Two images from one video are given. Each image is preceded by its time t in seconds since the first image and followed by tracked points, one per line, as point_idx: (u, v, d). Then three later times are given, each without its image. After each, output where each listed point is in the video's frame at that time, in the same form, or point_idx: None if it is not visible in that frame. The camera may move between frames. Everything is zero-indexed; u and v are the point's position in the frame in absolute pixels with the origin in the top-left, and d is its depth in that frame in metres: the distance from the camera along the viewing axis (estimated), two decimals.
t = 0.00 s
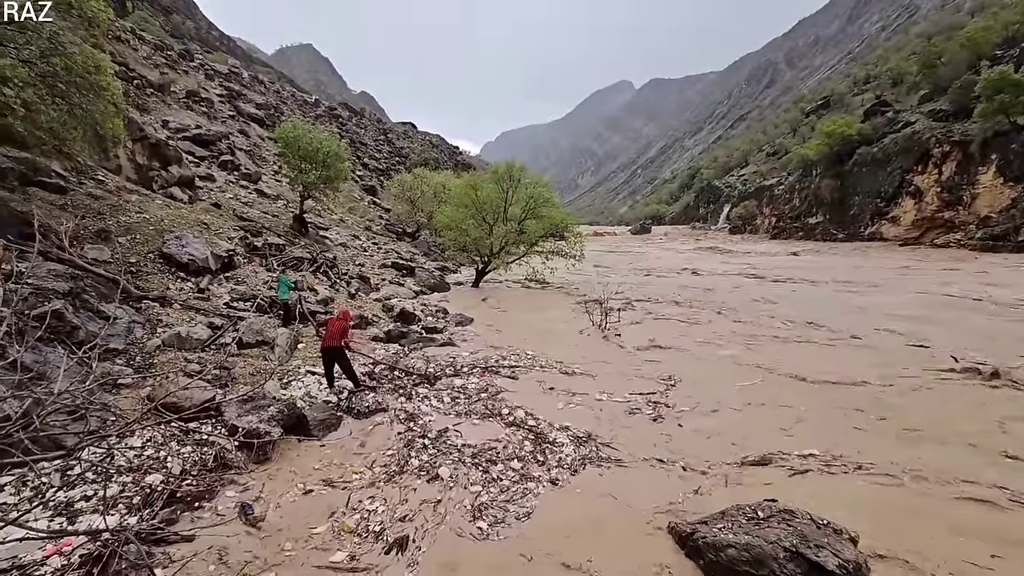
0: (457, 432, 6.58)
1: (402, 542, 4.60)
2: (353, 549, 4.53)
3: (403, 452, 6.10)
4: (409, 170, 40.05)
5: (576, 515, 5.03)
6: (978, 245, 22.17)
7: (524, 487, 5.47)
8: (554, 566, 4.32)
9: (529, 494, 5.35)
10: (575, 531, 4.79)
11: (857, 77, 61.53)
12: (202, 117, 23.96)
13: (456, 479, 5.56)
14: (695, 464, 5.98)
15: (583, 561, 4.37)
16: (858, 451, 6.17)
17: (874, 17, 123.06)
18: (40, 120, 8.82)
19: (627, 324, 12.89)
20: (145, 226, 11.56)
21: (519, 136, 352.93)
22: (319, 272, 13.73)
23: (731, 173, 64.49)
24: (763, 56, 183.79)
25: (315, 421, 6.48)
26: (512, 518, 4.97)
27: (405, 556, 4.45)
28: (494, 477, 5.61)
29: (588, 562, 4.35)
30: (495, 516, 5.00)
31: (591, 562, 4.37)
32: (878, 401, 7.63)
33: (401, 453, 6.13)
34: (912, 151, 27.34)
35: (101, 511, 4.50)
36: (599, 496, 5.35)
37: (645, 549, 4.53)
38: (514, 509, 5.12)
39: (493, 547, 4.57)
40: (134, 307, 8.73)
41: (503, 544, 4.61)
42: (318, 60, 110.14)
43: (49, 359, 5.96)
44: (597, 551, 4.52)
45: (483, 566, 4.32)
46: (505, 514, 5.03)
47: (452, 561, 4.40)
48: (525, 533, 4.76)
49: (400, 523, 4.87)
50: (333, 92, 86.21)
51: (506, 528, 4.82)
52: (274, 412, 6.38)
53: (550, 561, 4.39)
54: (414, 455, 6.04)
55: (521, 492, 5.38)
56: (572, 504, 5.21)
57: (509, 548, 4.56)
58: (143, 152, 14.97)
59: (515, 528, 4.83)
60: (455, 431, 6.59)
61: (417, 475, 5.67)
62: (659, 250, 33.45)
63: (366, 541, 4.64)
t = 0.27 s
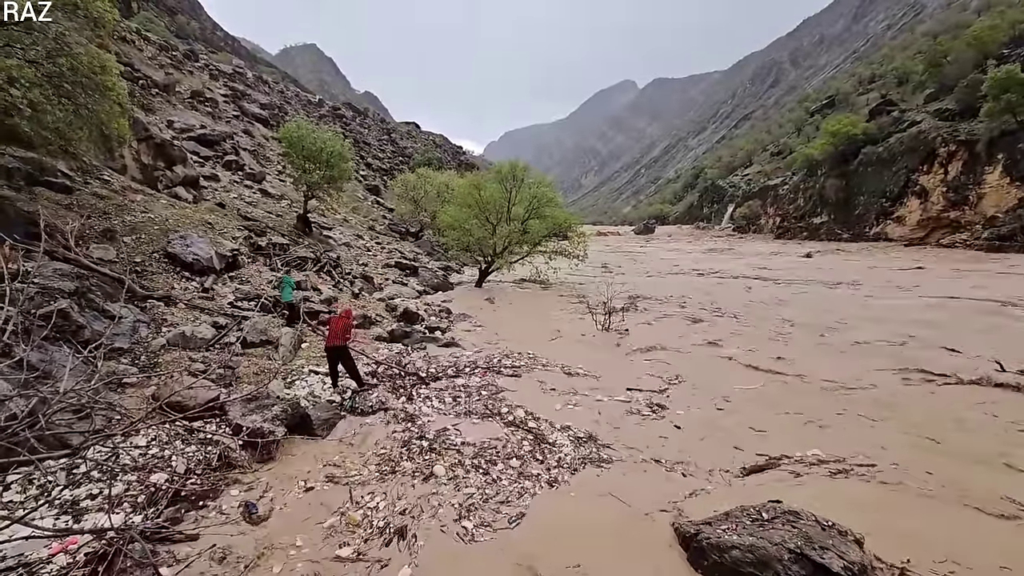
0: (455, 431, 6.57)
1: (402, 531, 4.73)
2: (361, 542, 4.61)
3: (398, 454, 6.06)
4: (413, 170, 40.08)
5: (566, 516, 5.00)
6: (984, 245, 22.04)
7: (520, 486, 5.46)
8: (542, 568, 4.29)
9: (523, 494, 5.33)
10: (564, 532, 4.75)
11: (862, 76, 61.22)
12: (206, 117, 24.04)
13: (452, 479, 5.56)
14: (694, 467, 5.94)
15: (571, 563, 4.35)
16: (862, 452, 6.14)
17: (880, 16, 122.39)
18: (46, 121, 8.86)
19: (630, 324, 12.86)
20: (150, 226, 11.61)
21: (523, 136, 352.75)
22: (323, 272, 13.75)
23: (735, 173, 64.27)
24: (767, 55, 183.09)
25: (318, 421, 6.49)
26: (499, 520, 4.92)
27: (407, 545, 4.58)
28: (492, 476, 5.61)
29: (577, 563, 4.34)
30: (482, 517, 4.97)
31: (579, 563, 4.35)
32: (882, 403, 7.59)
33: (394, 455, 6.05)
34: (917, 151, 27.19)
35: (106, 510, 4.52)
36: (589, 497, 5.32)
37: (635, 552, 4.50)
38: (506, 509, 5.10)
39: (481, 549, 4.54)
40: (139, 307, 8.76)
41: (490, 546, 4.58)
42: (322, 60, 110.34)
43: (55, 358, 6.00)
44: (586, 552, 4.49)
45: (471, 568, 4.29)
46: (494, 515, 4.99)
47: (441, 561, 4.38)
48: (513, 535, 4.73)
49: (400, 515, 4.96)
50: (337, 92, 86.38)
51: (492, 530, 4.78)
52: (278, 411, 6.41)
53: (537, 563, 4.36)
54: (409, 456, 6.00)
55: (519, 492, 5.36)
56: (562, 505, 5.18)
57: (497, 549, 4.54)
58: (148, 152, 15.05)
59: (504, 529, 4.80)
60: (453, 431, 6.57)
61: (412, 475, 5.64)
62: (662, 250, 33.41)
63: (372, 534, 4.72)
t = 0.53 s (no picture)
0: (452, 431, 6.57)
1: (394, 526, 4.79)
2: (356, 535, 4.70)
3: (393, 455, 6.01)
4: (414, 169, 40.12)
5: (556, 516, 5.01)
6: (986, 245, 22.00)
7: (516, 486, 5.47)
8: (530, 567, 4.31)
9: (516, 494, 5.33)
10: (553, 532, 4.76)
11: (864, 75, 61.09)
12: (208, 117, 24.07)
13: (447, 478, 5.56)
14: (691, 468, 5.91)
15: (559, 561, 4.38)
16: (862, 453, 6.13)
17: (881, 15, 122.12)
18: (48, 121, 8.87)
19: (631, 324, 12.87)
20: (152, 226, 11.62)
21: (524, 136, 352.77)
22: (324, 272, 13.77)
23: (737, 172, 64.20)
24: (768, 55, 182.88)
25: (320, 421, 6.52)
26: (486, 521, 4.91)
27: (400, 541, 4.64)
28: (488, 474, 5.63)
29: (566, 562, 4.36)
30: (470, 516, 4.97)
31: (567, 562, 4.37)
32: (882, 403, 7.59)
33: (387, 456, 6.01)
34: (919, 150, 27.14)
35: (108, 509, 4.53)
36: (579, 497, 5.32)
37: (624, 551, 4.51)
38: (497, 508, 5.11)
39: (470, 548, 4.55)
40: (141, 307, 8.78)
41: (478, 545, 4.59)
42: (323, 60, 110.39)
43: (57, 358, 6.03)
44: (574, 552, 4.50)
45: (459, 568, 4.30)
46: (485, 515, 4.99)
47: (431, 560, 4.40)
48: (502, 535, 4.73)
49: (393, 510, 5.04)
50: (338, 92, 86.60)
51: (480, 530, 4.78)
52: (279, 411, 6.44)
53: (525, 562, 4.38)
54: (403, 457, 5.96)
55: (512, 492, 5.36)
56: (550, 505, 5.18)
57: (485, 548, 4.55)
58: (150, 152, 15.07)
59: (493, 529, 4.80)
60: (450, 431, 6.57)
61: (406, 475, 5.61)
62: (663, 250, 33.39)
63: (367, 527, 4.82)
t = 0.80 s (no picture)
0: (447, 431, 6.56)
1: (384, 523, 4.83)
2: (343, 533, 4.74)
3: (384, 456, 5.96)
4: (413, 169, 40.10)
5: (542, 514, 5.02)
6: (984, 244, 22.05)
7: (508, 485, 5.47)
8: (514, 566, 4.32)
9: (506, 493, 5.33)
10: (539, 531, 4.77)
11: (862, 75, 61.19)
12: (206, 117, 24.04)
13: (439, 476, 5.55)
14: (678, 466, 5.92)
15: (542, 560, 4.40)
16: (859, 453, 6.13)
17: (880, 15, 122.29)
18: (45, 120, 8.85)
19: (630, 323, 12.87)
20: (150, 225, 11.60)
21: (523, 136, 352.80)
22: (323, 271, 13.75)
23: (736, 172, 64.27)
24: (767, 55, 183.07)
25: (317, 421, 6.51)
26: (470, 520, 4.91)
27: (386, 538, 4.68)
28: (481, 473, 5.63)
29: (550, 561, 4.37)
30: (455, 515, 4.97)
31: (550, 561, 4.38)
32: (878, 403, 7.61)
33: (377, 458, 5.96)
34: (918, 150, 27.17)
35: (106, 509, 4.52)
36: (567, 496, 5.32)
37: (609, 550, 4.52)
38: (484, 506, 5.11)
39: (455, 547, 4.56)
40: (139, 306, 8.76)
41: (462, 544, 4.60)
42: (322, 60, 110.30)
43: (54, 357, 6.01)
44: (558, 551, 4.51)
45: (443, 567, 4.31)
46: (472, 513, 5.00)
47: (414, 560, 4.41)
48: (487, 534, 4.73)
49: (380, 508, 5.06)
50: (336, 92, 86.58)
51: (465, 529, 4.79)
52: (278, 411, 6.44)
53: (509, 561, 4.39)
54: (394, 458, 5.93)
55: (501, 491, 5.36)
56: (537, 503, 5.19)
57: (469, 547, 4.56)
58: (148, 151, 15.06)
59: (479, 528, 4.80)
60: (445, 431, 6.55)
61: (398, 476, 5.59)
62: (662, 249, 33.42)
63: (352, 523, 4.86)
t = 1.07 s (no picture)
0: (441, 430, 6.57)
1: (377, 521, 4.85)
2: (330, 533, 4.74)
3: (374, 456, 5.95)
4: (410, 168, 40.09)
5: (528, 511, 5.05)
6: (980, 244, 22.15)
7: (498, 483, 5.49)
8: (499, 562, 4.37)
9: (494, 491, 5.35)
10: (523, 527, 4.81)
11: (859, 75, 61.41)
12: (202, 116, 23.97)
13: (432, 474, 5.59)
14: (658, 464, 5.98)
15: (528, 556, 4.45)
16: (848, 452, 6.15)
17: (876, 15, 122.65)
18: (41, 120, 8.81)
19: (628, 323, 12.89)
20: (146, 225, 11.58)
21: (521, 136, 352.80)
22: (320, 271, 13.73)
23: (733, 172, 64.41)
24: (764, 55, 183.51)
25: (315, 421, 6.51)
26: (455, 517, 4.95)
27: (374, 535, 4.69)
28: (473, 471, 5.67)
29: (535, 557, 4.42)
30: (440, 513, 5.00)
31: (536, 556, 4.43)
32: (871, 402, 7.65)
33: (368, 457, 5.95)
34: (914, 150, 27.28)
35: (103, 510, 4.51)
36: (553, 493, 5.37)
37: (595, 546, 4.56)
38: (471, 505, 5.13)
39: (440, 543, 4.61)
40: (136, 307, 8.74)
41: (445, 541, 4.64)
42: (319, 59, 110.09)
43: (50, 358, 5.99)
44: (542, 547, 4.56)
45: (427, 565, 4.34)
46: (457, 512, 5.01)
47: (398, 557, 4.43)
48: (472, 531, 4.76)
49: (373, 505, 5.09)
50: (333, 91, 86.45)
51: (448, 528, 4.80)
52: (275, 411, 6.45)
53: (493, 556, 4.44)
54: (385, 458, 5.92)
55: (490, 489, 5.39)
56: (522, 500, 5.22)
57: (453, 544, 4.60)
58: (144, 151, 15.03)
59: (463, 525, 4.84)
60: (438, 430, 6.56)
61: (388, 476, 5.57)
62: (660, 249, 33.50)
63: (341, 523, 4.85)
